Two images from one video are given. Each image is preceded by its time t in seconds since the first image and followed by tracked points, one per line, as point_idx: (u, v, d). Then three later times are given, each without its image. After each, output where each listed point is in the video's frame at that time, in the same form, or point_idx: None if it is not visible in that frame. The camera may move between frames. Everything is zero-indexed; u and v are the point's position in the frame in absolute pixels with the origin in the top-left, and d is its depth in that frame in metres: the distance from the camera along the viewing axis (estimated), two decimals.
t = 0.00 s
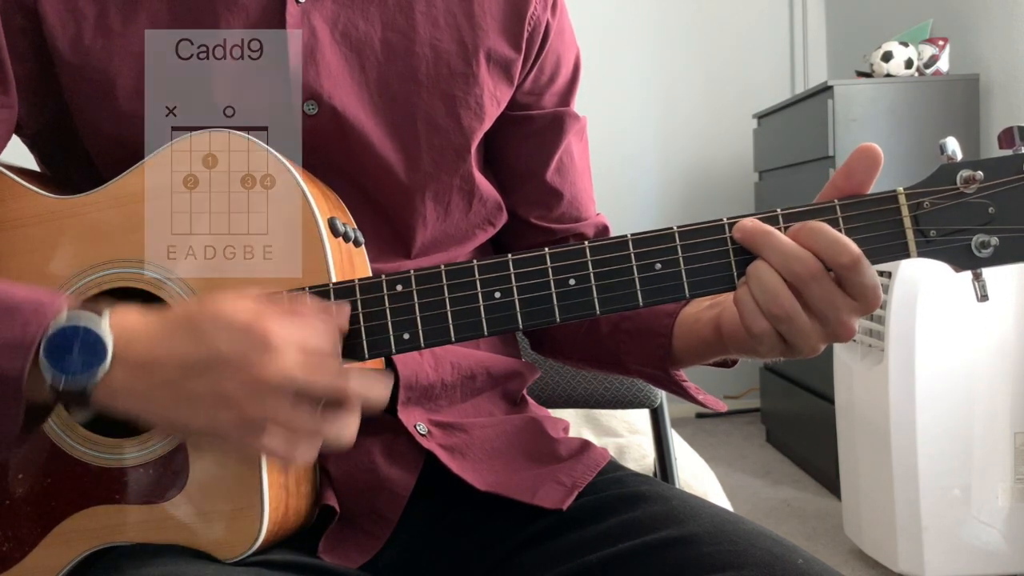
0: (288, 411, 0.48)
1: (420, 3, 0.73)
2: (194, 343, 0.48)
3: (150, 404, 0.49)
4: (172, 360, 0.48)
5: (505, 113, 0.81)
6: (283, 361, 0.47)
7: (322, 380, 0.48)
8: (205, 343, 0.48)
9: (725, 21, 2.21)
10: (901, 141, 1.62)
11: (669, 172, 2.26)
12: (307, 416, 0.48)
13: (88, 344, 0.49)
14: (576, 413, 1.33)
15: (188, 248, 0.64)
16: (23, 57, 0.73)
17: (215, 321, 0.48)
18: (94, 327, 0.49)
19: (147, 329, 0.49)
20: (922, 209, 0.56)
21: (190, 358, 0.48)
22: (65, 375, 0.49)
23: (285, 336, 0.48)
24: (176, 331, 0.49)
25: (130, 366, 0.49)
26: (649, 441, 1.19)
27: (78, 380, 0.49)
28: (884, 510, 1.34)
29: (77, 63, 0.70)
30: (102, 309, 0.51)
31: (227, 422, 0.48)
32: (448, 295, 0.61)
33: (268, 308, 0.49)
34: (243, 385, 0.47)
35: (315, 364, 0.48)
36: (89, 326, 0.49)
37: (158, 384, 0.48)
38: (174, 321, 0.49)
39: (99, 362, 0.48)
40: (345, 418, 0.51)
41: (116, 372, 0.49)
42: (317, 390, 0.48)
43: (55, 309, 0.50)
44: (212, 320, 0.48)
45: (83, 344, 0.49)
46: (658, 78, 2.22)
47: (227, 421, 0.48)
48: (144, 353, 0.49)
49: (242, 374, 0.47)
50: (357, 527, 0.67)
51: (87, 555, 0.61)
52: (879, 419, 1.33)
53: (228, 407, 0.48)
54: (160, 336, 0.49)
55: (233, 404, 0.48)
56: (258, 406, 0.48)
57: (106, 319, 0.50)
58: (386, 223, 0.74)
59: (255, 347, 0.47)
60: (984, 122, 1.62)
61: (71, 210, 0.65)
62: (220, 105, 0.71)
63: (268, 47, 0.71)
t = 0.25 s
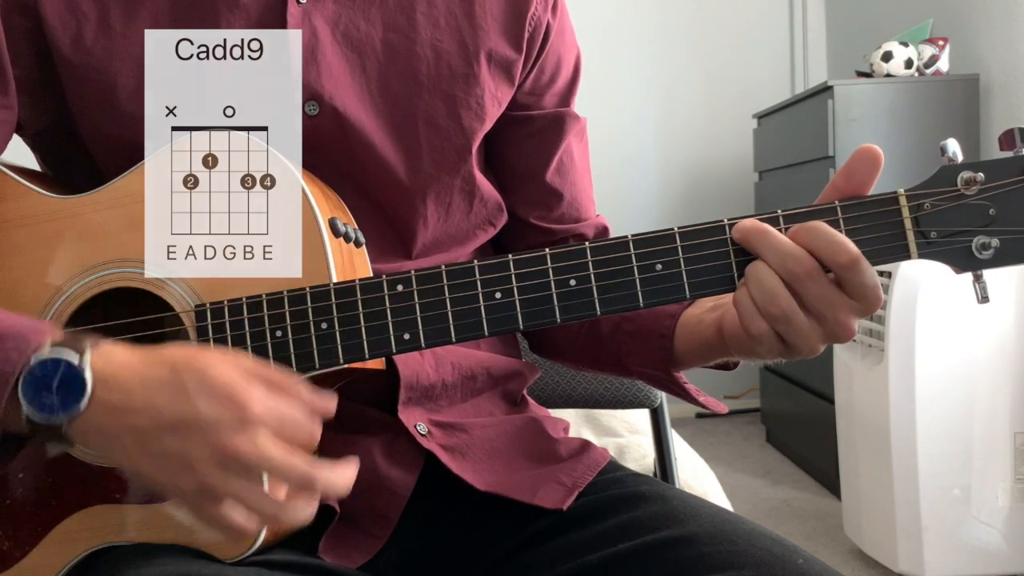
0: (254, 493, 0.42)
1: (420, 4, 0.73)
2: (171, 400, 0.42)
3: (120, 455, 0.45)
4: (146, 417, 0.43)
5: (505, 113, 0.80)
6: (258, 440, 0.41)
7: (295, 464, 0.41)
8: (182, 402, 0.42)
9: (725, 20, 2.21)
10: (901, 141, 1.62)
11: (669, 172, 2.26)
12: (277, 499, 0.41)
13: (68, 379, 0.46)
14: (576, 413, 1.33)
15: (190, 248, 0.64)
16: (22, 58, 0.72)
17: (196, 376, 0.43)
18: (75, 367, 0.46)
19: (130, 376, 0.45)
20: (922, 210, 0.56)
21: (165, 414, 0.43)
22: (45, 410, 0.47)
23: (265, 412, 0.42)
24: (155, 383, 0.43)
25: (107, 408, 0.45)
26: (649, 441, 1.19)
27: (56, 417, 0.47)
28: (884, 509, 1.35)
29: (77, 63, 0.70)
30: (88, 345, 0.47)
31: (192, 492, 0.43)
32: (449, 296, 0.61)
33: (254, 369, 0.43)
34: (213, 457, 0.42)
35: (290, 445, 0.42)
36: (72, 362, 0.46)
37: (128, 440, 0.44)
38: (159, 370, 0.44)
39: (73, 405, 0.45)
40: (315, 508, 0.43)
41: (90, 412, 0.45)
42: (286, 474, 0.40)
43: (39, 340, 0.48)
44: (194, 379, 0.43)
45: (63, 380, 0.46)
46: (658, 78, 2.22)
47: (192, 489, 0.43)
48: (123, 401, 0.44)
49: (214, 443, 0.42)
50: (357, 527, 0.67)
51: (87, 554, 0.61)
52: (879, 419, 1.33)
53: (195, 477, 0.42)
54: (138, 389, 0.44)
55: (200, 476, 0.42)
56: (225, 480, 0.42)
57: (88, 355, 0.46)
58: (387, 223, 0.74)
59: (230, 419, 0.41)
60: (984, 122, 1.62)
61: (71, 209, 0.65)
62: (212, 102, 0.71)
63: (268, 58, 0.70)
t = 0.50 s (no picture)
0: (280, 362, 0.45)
1: (420, 2, 0.72)
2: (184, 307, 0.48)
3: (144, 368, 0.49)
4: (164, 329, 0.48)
5: (504, 113, 0.80)
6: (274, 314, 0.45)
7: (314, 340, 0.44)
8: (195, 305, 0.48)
9: (726, 20, 2.21)
10: (902, 141, 1.62)
11: (669, 172, 2.26)
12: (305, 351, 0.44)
13: (85, 283, 0.44)
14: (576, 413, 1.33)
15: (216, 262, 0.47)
16: (21, 57, 0.73)
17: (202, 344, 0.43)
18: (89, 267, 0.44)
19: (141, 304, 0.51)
20: (922, 208, 0.56)
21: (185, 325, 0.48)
22: (65, 316, 0.45)
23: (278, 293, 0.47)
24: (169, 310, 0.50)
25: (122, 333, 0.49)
26: (649, 441, 1.19)
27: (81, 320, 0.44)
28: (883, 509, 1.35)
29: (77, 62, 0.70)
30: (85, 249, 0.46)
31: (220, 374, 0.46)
32: (447, 296, 0.61)
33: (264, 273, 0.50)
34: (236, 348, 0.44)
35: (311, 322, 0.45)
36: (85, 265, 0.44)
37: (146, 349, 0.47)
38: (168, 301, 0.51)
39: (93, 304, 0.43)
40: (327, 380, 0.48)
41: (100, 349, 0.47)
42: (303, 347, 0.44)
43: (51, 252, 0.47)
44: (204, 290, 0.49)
45: (80, 284, 0.44)
46: (658, 77, 2.22)
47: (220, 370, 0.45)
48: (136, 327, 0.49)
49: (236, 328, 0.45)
50: (357, 527, 0.67)
51: (87, 553, 0.61)
52: (879, 419, 1.33)
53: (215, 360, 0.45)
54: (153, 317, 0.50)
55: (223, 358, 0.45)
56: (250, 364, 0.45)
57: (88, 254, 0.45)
58: (386, 223, 0.74)
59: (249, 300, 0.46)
60: (984, 122, 1.62)
61: (69, 209, 0.66)
62: (169, 77, 0.31)
63: (280, 49, 0.32)
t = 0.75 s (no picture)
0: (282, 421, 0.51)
1: (420, 4, 0.73)
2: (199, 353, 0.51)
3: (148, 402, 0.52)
4: (172, 368, 0.51)
5: (505, 113, 0.80)
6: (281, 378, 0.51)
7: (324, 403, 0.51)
8: (209, 354, 0.51)
9: (726, 20, 2.21)
10: (902, 141, 1.62)
11: (669, 172, 2.26)
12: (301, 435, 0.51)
13: (90, 342, 0.51)
14: (576, 413, 1.33)
15: (189, 248, 0.54)
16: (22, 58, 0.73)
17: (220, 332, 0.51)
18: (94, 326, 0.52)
19: (153, 334, 0.52)
20: (921, 209, 0.56)
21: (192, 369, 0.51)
22: (68, 367, 0.51)
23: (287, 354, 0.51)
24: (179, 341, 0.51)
25: (132, 363, 0.51)
26: (649, 441, 1.19)
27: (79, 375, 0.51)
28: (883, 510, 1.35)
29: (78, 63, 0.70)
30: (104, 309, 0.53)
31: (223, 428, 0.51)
32: (448, 296, 0.61)
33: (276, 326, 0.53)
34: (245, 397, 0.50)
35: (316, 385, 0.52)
36: (93, 324, 0.52)
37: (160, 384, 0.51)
38: (179, 331, 0.52)
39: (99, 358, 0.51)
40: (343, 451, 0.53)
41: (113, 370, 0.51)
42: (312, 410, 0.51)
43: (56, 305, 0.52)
44: (219, 332, 0.51)
45: (86, 341, 0.51)
46: (658, 77, 2.22)
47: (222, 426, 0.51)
48: (147, 359, 0.51)
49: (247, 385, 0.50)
50: (357, 527, 0.67)
51: (88, 552, 0.61)
52: (879, 419, 1.33)
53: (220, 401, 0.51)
54: (160, 342, 0.51)
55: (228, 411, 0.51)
56: (257, 420, 0.51)
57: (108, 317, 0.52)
58: (387, 223, 0.75)
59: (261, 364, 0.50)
60: (984, 122, 1.62)
61: (72, 210, 0.66)
62: (167, 94, 0.54)
63: (271, 53, 0.55)
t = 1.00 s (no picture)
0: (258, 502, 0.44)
1: (421, 3, 0.73)
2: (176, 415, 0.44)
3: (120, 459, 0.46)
4: (146, 426, 0.45)
5: (506, 113, 0.80)
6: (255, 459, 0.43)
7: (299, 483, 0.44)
8: (187, 417, 0.44)
9: (726, 20, 2.21)
10: (902, 141, 1.62)
11: (669, 172, 2.26)
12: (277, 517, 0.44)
13: (70, 385, 0.46)
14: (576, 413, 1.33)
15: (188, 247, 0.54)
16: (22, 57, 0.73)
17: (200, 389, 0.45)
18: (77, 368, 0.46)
19: (137, 385, 0.46)
20: (923, 210, 0.56)
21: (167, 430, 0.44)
22: (45, 412, 0.46)
23: (262, 431, 0.44)
24: (162, 389, 0.45)
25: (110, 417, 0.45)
26: (649, 441, 1.19)
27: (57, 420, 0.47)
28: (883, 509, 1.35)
29: (78, 63, 0.70)
30: (91, 349, 0.48)
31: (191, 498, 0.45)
32: (449, 296, 0.61)
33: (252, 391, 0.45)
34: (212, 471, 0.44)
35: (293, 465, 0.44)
36: (76, 365, 0.47)
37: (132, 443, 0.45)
38: (162, 381, 0.45)
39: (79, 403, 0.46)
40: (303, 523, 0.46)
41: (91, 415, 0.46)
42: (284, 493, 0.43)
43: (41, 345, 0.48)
44: (199, 394, 0.44)
45: (65, 383, 0.46)
46: (658, 77, 2.22)
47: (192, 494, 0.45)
48: (125, 408, 0.45)
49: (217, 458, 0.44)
50: (357, 527, 0.67)
51: (88, 552, 0.62)
52: (879, 419, 1.33)
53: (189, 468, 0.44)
54: (141, 392, 0.45)
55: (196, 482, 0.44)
56: (224, 498, 0.44)
57: (92, 358, 0.47)
58: (388, 223, 0.75)
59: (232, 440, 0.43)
60: (984, 122, 1.62)
61: (73, 209, 0.66)
62: (169, 87, 0.54)
63: (267, 54, 0.55)
